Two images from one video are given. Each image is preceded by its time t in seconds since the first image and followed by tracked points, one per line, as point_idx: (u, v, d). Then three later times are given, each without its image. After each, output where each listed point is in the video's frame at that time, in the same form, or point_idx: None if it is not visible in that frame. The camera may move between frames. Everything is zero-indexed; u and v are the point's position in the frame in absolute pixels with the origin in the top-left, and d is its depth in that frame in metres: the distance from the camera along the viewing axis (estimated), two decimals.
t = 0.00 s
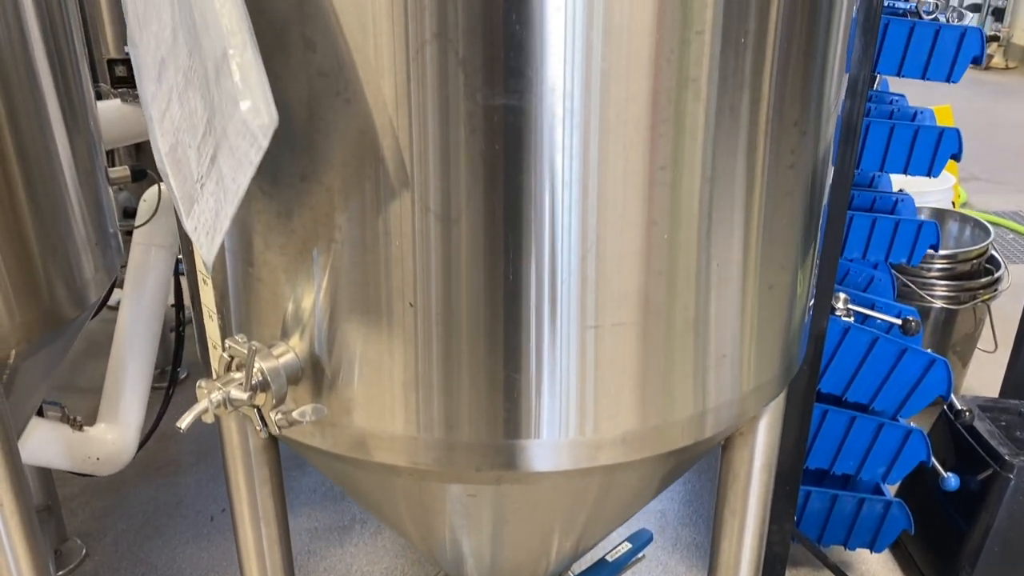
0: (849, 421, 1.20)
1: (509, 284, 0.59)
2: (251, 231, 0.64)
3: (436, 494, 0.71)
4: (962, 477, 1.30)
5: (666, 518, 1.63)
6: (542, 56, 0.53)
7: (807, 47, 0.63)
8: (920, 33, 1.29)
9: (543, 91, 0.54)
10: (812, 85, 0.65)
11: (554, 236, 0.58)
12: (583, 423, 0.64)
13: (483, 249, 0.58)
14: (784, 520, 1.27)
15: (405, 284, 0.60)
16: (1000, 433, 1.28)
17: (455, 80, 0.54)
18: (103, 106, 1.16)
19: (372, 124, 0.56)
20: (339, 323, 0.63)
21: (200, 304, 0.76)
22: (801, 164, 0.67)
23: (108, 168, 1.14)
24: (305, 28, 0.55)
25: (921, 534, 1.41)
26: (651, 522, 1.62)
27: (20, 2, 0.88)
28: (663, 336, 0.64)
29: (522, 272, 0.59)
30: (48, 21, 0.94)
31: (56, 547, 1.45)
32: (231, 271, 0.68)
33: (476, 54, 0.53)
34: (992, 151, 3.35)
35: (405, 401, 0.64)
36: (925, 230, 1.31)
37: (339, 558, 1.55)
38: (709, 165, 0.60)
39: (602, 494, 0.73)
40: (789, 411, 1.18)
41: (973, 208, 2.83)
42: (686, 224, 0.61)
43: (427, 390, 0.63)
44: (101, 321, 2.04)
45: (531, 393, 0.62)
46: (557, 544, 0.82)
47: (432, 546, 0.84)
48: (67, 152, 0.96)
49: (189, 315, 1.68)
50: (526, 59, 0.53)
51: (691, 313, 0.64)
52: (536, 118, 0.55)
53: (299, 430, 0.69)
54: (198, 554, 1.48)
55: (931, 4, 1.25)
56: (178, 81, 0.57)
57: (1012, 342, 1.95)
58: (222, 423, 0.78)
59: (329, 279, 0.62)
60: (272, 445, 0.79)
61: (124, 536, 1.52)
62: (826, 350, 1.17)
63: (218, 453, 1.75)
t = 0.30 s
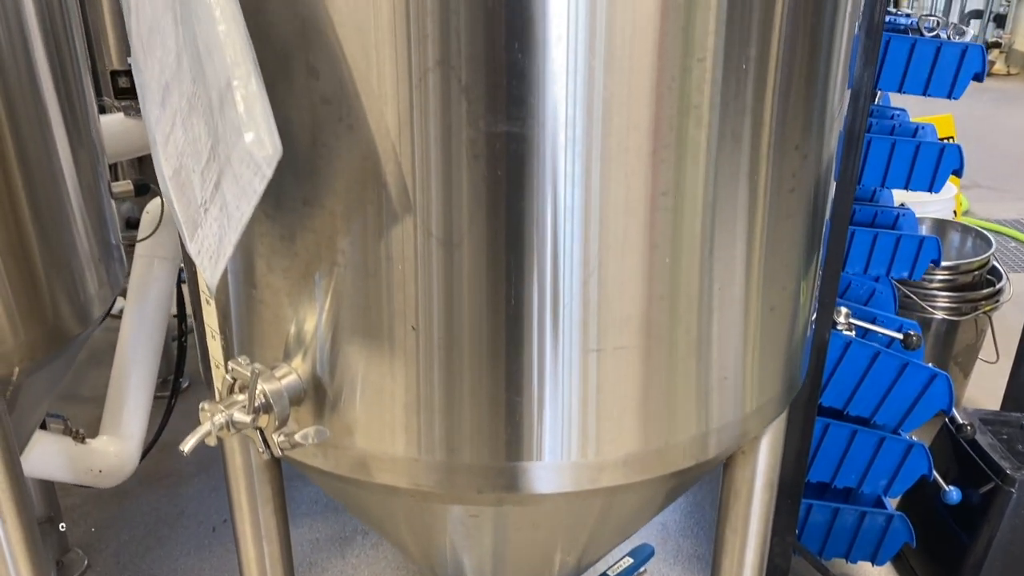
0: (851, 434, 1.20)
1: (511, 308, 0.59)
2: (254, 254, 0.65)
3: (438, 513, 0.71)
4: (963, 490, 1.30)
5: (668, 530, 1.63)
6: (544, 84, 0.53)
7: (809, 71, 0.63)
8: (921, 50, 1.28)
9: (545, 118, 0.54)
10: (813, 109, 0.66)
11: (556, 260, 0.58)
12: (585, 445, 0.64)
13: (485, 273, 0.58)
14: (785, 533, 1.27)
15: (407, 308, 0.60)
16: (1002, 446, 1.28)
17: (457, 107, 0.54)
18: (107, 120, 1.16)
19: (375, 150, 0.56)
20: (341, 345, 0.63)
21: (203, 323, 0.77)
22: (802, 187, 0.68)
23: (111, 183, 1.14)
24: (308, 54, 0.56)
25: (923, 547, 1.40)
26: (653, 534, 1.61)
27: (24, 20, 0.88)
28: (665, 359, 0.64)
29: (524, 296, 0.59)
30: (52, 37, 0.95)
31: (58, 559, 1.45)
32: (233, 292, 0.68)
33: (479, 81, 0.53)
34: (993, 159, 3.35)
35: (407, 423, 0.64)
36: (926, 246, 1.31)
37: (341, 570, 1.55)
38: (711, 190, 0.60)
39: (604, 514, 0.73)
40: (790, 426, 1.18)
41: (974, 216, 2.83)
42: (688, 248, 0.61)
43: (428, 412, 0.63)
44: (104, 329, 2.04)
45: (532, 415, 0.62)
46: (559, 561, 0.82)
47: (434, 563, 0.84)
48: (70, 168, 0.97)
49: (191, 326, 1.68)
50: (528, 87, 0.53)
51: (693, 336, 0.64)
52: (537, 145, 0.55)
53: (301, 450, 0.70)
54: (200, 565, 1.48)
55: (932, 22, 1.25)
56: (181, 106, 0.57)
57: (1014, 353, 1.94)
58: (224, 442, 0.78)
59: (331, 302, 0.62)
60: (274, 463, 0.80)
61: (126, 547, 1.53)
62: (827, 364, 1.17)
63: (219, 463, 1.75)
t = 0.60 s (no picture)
0: (854, 451, 1.20)
1: (516, 338, 0.59)
2: (260, 281, 0.65)
3: (442, 539, 0.72)
4: (967, 506, 1.30)
5: (671, 544, 1.63)
6: (549, 118, 0.54)
7: (812, 102, 0.64)
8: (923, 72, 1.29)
9: (550, 151, 0.55)
10: (816, 139, 0.66)
11: (560, 291, 0.58)
12: (589, 473, 0.64)
13: (490, 303, 0.58)
14: (788, 550, 1.27)
15: (412, 337, 0.60)
16: (1006, 463, 1.28)
17: (463, 141, 0.54)
18: (113, 137, 1.16)
19: (381, 182, 0.57)
20: (346, 373, 0.64)
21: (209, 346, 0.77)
22: (806, 215, 0.68)
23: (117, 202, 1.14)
24: (315, 88, 0.56)
25: (926, 564, 1.40)
26: (655, 549, 1.62)
27: (33, 44, 0.89)
28: (669, 387, 0.64)
29: (528, 326, 0.59)
30: (60, 59, 0.96)
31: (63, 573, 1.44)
32: (239, 318, 0.68)
33: (484, 116, 0.54)
34: (997, 168, 3.35)
35: (411, 451, 0.64)
36: (930, 264, 1.31)
37: None
38: (715, 222, 0.60)
39: (607, 539, 0.73)
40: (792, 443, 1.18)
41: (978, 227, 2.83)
42: (692, 278, 0.61)
43: (432, 440, 0.63)
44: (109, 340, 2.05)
45: (536, 443, 0.63)
46: None
47: None
48: (77, 188, 0.97)
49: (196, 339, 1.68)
50: (533, 121, 0.54)
51: (697, 364, 0.65)
52: (542, 177, 0.55)
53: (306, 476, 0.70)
54: None
55: (935, 44, 1.25)
56: (189, 138, 0.58)
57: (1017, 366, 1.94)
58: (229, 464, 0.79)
59: (336, 330, 0.63)
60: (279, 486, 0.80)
61: (129, 560, 1.53)
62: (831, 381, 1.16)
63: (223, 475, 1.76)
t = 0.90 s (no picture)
0: (855, 464, 1.20)
1: (518, 359, 0.59)
2: (262, 300, 0.65)
3: (443, 557, 0.72)
4: (969, 519, 1.30)
5: (672, 555, 1.63)
6: (552, 143, 0.54)
7: (814, 123, 0.64)
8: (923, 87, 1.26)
9: (553, 175, 0.55)
10: (818, 160, 0.66)
11: (563, 313, 0.58)
12: (591, 493, 0.64)
13: (492, 325, 0.59)
14: (789, 562, 1.27)
15: (413, 358, 0.61)
16: (1008, 476, 1.28)
17: (465, 164, 0.54)
18: (116, 149, 1.16)
19: (384, 205, 0.57)
20: (348, 393, 0.64)
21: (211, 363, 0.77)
22: (807, 236, 0.68)
23: (120, 214, 1.15)
24: (319, 111, 0.56)
25: None
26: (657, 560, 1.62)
27: (37, 58, 0.89)
28: (671, 407, 0.64)
29: (531, 348, 0.59)
30: (64, 72, 0.96)
31: None
32: (241, 337, 0.68)
33: (487, 140, 0.54)
34: (999, 175, 3.34)
35: (413, 470, 0.64)
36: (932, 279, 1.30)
37: None
38: (717, 243, 0.61)
39: (609, 558, 0.73)
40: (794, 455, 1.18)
41: (979, 234, 2.83)
42: (694, 299, 0.61)
43: (434, 460, 0.63)
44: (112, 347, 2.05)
45: (538, 464, 0.63)
46: None
47: None
48: (80, 199, 0.97)
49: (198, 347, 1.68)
50: (536, 145, 0.54)
51: (700, 384, 0.65)
52: (544, 201, 0.55)
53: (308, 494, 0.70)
54: None
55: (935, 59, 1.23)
56: (193, 160, 0.58)
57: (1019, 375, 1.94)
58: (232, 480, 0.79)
59: (338, 350, 0.63)
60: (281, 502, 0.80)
61: (131, 570, 1.53)
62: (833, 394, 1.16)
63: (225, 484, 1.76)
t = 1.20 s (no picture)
0: (855, 478, 1.20)
1: (517, 383, 0.60)
2: (262, 323, 0.65)
3: None
4: (969, 533, 1.30)
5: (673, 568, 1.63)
6: (551, 171, 0.54)
7: (813, 147, 0.64)
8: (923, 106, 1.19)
9: (552, 202, 0.55)
10: (817, 184, 0.66)
11: (562, 339, 0.59)
12: (590, 516, 0.64)
13: (491, 349, 0.59)
14: None
15: (412, 382, 0.61)
16: (1008, 490, 1.28)
17: (465, 191, 0.55)
18: (116, 163, 1.16)
19: (383, 231, 0.57)
20: (346, 416, 0.64)
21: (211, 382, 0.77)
22: (806, 259, 0.68)
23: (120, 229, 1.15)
24: (319, 137, 0.57)
25: None
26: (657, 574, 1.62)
27: (38, 74, 0.90)
28: (672, 431, 0.64)
29: (530, 372, 0.59)
30: (65, 88, 0.96)
31: None
32: (240, 359, 0.68)
33: (487, 167, 0.54)
34: (1000, 182, 3.34)
35: (411, 493, 0.64)
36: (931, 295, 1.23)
37: None
38: (716, 268, 0.61)
39: None
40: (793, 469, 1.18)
41: (980, 242, 2.82)
42: (694, 324, 0.62)
43: (432, 483, 0.64)
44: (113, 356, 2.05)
45: (538, 487, 0.63)
46: None
47: None
48: (80, 210, 0.98)
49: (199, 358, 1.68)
50: (535, 172, 0.54)
51: (699, 407, 0.65)
52: (543, 228, 0.56)
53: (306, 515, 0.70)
54: None
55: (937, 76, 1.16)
56: (193, 186, 0.58)
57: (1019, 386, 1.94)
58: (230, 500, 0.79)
59: (337, 373, 0.63)
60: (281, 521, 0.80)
61: None
62: (832, 409, 1.16)
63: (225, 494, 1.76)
